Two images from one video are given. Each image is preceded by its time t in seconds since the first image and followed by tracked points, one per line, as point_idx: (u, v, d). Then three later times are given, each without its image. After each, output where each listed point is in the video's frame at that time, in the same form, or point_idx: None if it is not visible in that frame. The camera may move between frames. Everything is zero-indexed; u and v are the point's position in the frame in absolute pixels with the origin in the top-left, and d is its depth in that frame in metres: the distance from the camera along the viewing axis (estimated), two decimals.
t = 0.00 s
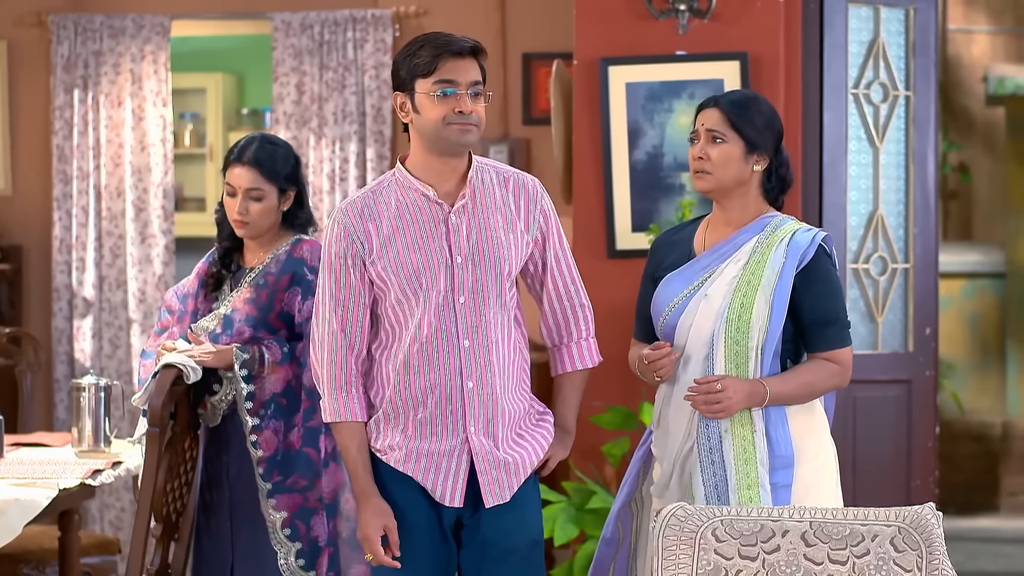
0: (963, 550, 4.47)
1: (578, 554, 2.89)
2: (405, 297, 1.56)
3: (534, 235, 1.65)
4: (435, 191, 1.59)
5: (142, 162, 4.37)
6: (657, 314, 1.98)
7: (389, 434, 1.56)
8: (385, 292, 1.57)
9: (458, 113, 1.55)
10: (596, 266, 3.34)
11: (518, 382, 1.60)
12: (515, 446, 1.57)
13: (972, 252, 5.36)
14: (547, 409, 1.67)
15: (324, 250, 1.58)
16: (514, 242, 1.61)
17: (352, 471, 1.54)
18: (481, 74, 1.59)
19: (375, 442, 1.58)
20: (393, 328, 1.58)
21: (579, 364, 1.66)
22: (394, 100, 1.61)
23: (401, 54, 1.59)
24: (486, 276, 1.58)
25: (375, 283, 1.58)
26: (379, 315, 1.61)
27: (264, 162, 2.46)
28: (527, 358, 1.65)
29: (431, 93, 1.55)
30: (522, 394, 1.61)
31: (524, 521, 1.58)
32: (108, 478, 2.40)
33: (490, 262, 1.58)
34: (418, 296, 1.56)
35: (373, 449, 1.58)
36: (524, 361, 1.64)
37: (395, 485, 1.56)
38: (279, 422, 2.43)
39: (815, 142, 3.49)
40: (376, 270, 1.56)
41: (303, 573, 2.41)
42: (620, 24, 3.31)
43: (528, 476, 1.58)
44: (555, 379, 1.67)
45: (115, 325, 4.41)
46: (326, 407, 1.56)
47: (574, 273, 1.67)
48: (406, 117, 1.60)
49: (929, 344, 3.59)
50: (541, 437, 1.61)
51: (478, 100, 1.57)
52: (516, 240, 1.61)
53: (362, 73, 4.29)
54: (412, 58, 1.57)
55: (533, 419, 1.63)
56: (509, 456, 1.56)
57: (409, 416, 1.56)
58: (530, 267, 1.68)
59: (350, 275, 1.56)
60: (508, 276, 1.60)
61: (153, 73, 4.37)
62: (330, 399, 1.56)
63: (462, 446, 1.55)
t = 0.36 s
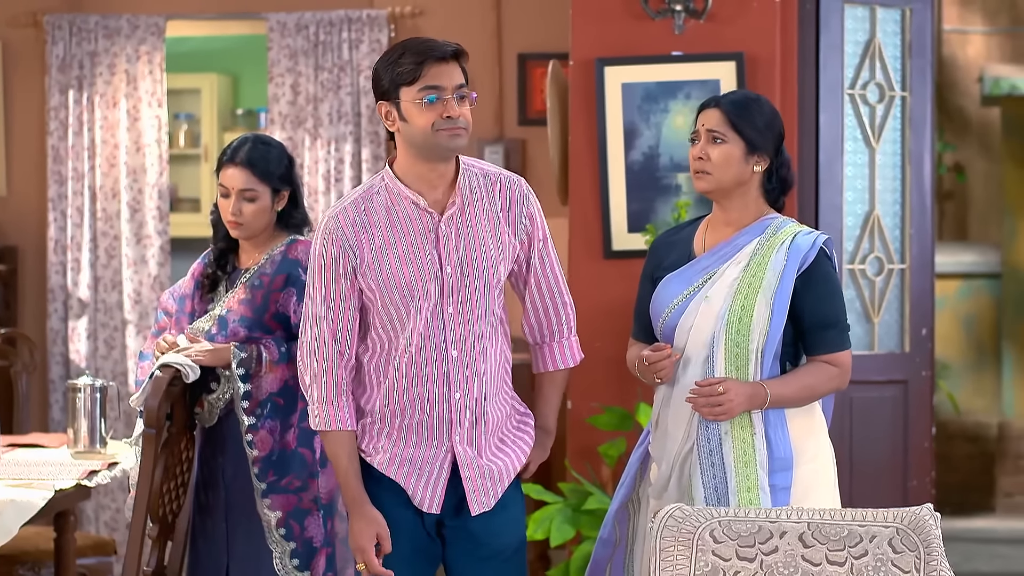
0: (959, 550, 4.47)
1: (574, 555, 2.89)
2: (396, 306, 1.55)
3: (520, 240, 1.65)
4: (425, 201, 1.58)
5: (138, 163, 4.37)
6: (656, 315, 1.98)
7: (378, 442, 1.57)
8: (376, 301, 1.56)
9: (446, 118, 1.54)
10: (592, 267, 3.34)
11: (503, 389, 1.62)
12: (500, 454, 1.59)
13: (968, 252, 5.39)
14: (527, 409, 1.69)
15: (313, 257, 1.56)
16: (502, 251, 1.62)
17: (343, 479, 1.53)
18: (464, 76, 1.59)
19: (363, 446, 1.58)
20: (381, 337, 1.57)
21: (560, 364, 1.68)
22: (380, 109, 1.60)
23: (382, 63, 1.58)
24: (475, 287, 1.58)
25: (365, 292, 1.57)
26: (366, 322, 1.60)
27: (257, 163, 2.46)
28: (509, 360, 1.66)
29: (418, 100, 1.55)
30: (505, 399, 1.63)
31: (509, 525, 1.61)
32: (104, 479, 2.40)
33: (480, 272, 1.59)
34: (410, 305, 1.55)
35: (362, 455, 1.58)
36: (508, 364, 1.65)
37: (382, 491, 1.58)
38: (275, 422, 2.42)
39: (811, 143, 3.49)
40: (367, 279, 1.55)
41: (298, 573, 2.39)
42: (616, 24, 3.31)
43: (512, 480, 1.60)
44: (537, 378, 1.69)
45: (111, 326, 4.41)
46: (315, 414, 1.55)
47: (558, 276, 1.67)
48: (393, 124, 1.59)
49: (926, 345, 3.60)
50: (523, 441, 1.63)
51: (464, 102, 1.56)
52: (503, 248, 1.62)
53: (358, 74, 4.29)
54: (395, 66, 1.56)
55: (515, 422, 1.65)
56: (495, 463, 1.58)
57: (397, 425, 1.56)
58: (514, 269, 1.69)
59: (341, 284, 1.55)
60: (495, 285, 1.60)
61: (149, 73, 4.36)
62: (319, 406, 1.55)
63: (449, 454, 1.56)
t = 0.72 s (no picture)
0: (959, 551, 4.47)
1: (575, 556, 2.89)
2: (404, 304, 1.55)
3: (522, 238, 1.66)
4: (430, 197, 1.59)
5: (138, 163, 4.37)
6: (660, 316, 1.97)
7: (386, 440, 1.55)
8: (383, 299, 1.55)
9: (452, 118, 1.55)
10: (593, 268, 3.34)
11: (507, 386, 1.62)
12: (507, 453, 1.59)
13: (968, 252, 5.39)
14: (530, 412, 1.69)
15: (319, 255, 1.55)
16: (506, 250, 1.62)
17: (348, 478, 1.52)
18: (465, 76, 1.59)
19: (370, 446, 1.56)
20: (389, 335, 1.56)
21: (560, 364, 1.68)
22: (382, 109, 1.60)
23: (383, 63, 1.58)
24: (481, 283, 1.59)
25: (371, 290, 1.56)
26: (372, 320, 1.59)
27: (255, 164, 2.46)
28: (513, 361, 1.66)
29: (422, 100, 1.55)
30: (510, 397, 1.63)
31: (516, 527, 1.60)
32: (106, 480, 2.39)
33: (485, 269, 1.59)
34: (418, 302, 1.55)
35: (370, 455, 1.57)
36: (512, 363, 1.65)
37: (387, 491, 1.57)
38: (280, 422, 2.42)
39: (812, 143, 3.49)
40: (375, 276, 1.54)
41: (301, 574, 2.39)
42: (617, 24, 3.31)
43: (520, 479, 1.60)
44: (536, 380, 1.69)
45: (112, 326, 4.41)
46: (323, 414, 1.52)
47: (558, 276, 1.68)
48: (396, 125, 1.59)
49: (927, 345, 3.59)
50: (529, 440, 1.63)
51: (468, 102, 1.57)
52: (507, 245, 1.63)
53: (358, 74, 4.28)
54: (397, 66, 1.56)
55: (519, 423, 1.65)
56: (503, 460, 1.58)
57: (405, 424, 1.55)
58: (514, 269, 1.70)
59: (348, 281, 1.54)
60: (500, 282, 1.61)
61: (149, 74, 4.36)
62: (326, 405, 1.52)
63: (459, 451, 1.55)
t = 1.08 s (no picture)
0: (957, 551, 4.47)
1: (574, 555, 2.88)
2: (422, 296, 1.54)
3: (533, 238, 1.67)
4: (443, 188, 1.59)
5: (136, 163, 4.36)
6: (664, 317, 1.96)
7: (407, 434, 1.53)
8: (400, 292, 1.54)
9: (477, 108, 1.57)
10: (591, 267, 3.33)
11: (526, 381, 1.61)
12: (528, 446, 1.57)
13: (966, 252, 5.38)
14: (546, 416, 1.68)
15: (333, 249, 1.54)
16: (518, 246, 1.63)
17: (373, 468, 1.49)
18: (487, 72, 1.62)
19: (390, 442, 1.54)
20: (407, 328, 1.55)
21: (572, 370, 1.68)
22: (402, 102, 1.61)
23: (408, 57, 1.59)
24: (497, 275, 1.59)
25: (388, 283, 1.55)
26: (388, 316, 1.58)
27: (249, 166, 2.45)
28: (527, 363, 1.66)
29: (449, 90, 1.56)
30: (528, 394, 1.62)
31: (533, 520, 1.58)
32: (104, 480, 2.39)
33: (500, 261, 1.59)
34: (437, 293, 1.54)
35: (396, 457, 1.53)
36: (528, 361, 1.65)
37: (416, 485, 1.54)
38: (272, 425, 2.42)
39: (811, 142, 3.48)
40: (392, 268, 1.54)
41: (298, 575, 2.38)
42: (616, 24, 3.31)
43: (542, 474, 1.59)
44: (548, 388, 1.69)
45: (109, 325, 4.40)
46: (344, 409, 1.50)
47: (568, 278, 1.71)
48: (418, 116, 1.59)
49: (925, 344, 3.60)
50: (549, 436, 1.62)
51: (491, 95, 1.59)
52: (520, 241, 1.63)
53: (356, 74, 4.28)
54: (425, 57, 1.58)
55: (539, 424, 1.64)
56: (526, 452, 1.57)
57: (427, 416, 1.53)
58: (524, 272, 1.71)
59: (365, 272, 1.53)
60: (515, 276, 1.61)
61: (146, 74, 4.35)
62: (346, 399, 1.50)
63: (481, 443, 1.54)
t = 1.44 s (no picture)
0: (950, 551, 4.47)
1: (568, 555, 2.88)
2: (442, 291, 1.53)
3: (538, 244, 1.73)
4: (458, 186, 1.59)
5: (129, 163, 4.35)
6: (666, 317, 1.96)
7: (433, 431, 1.52)
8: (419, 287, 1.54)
9: (497, 107, 1.59)
10: (585, 266, 3.34)
11: (543, 376, 1.62)
12: (550, 441, 1.58)
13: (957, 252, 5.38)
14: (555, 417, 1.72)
15: (349, 246, 1.52)
16: (528, 245, 1.65)
17: (390, 472, 1.47)
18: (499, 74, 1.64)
19: (411, 441, 1.52)
20: (425, 325, 1.54)
21: (576, 373, 1.75)
22: (420, 99, 1.60)
23: (425, 56, 1.60)
24: (514, 272, 1.60)
25: (405, 280, 1.54)
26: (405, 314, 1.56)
27: (242, 167, 2.45)
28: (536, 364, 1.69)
29: (470, 86, 1.58)
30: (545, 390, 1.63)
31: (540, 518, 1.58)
32: (98, 480, 2.37)
33: (516, 259, 1.61)
34: (459, 287, 1.53)
35: (409, 451, 1.53)
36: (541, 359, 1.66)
37: (435, 486, 1.52)
38: (259, 426, 2.41)
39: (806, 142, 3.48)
40: (411, 264, 1.53)
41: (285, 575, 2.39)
42: (610, 24, 3.31)
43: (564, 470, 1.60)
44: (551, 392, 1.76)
45: (102, 326, 4.39)
46: (366, 407, 1.48)
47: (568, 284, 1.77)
48: (436, 113, 1.59)
49: (918, 345, 3.60)
50: (566, 432, 1.63)
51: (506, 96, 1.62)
52: (529, 241, 1.66)
53: (349, 74, 4.28)
54: (445, 54, 1.59)
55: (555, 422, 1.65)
56: (550, 446, 1.57)
57: (450, 413, 1.52)
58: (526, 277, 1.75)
59: (384, 267, 1.52)
60: (527, 274, 1.63)
61: (139, 74, 4.34)
62: (368, 397, 1.48)
63: (509, 437, 1.54)
